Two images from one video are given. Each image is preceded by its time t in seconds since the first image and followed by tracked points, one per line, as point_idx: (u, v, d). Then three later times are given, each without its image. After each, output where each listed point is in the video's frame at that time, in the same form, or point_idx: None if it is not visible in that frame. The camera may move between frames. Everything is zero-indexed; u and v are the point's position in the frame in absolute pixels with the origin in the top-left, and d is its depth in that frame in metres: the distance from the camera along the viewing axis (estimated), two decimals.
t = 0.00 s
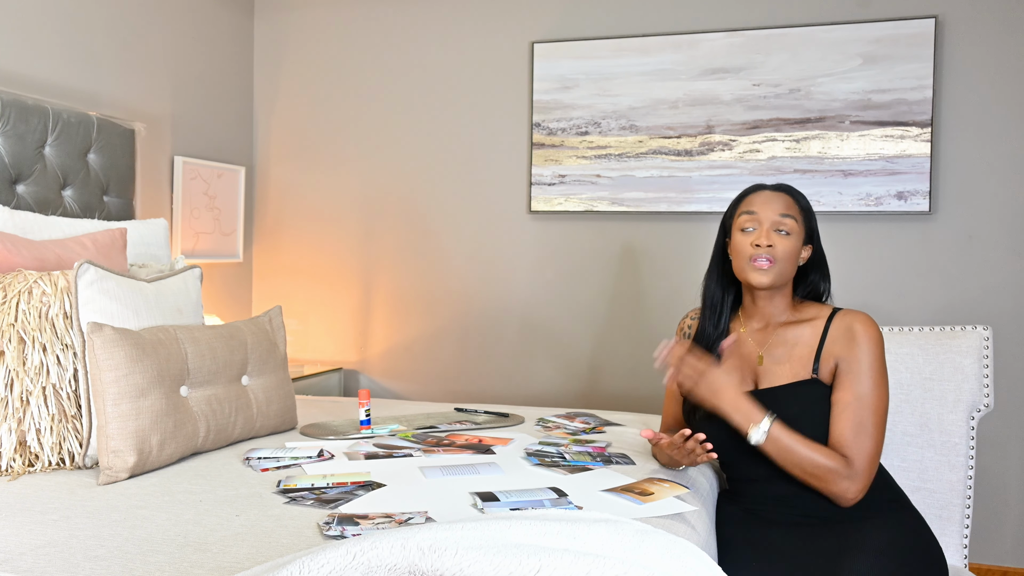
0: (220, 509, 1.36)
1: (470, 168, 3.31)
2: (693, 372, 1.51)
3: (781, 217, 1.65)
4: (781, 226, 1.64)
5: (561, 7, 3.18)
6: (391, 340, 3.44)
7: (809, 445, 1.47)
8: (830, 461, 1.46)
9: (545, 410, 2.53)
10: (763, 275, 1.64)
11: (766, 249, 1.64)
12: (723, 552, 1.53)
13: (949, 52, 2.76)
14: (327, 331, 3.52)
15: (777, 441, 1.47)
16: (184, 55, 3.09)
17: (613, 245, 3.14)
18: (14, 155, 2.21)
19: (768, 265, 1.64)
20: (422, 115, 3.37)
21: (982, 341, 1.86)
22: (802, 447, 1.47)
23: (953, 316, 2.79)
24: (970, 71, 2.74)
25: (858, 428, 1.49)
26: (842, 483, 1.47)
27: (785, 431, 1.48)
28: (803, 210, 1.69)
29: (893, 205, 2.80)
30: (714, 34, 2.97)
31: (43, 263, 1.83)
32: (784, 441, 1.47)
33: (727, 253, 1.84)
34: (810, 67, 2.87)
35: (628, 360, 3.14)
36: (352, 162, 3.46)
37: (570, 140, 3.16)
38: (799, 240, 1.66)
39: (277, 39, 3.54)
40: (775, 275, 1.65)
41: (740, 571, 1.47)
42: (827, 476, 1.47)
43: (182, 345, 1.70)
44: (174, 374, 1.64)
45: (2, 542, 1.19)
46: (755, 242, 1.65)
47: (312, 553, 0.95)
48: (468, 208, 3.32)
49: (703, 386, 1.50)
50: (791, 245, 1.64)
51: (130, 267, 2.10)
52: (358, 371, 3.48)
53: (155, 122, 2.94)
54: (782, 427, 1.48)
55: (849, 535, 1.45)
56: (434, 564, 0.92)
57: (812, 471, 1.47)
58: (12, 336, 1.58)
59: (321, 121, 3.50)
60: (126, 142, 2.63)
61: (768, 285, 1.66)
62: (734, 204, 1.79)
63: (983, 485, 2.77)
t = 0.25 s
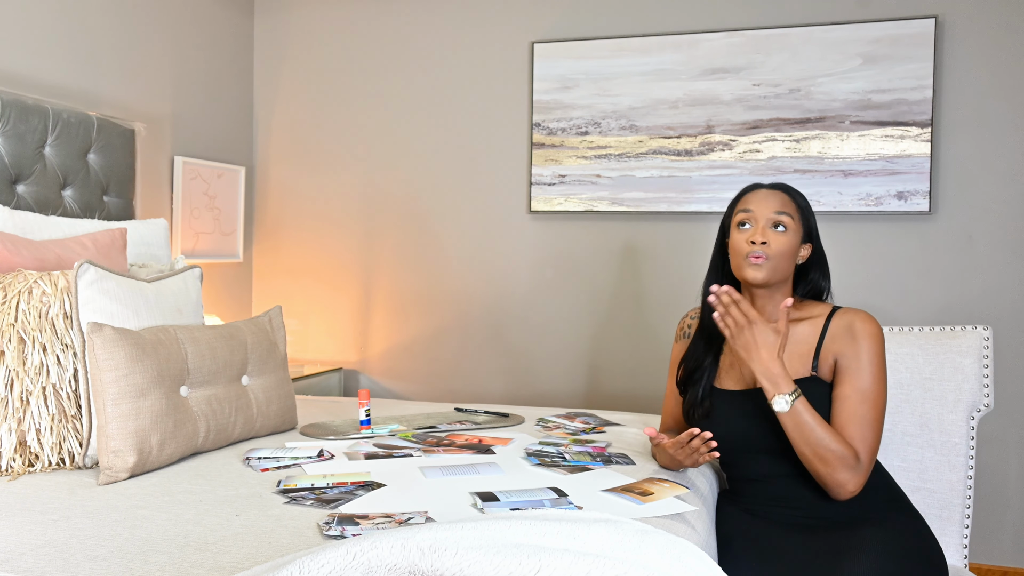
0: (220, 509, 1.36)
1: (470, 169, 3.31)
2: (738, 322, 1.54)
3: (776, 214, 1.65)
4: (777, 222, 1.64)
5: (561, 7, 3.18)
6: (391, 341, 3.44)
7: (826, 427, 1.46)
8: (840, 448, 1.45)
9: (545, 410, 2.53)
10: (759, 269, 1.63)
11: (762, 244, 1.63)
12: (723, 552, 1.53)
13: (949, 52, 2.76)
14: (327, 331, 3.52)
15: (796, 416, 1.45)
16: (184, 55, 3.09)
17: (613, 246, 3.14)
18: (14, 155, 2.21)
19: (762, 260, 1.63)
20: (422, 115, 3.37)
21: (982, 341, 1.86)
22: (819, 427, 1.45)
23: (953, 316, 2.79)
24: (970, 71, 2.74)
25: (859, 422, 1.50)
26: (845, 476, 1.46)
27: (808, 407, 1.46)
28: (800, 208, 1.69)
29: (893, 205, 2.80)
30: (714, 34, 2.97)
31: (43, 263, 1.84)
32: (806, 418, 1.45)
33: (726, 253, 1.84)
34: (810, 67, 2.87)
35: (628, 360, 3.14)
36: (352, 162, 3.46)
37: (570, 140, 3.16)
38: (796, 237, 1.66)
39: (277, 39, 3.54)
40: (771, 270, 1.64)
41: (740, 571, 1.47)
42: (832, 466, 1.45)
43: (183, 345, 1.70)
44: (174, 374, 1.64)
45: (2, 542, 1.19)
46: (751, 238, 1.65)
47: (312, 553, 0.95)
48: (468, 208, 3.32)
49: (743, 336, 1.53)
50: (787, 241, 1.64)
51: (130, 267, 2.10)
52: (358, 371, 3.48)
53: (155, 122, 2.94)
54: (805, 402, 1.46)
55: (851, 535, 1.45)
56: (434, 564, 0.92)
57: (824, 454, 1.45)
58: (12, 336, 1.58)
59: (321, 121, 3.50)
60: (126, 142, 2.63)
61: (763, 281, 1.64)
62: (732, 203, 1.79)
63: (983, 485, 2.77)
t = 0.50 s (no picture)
0: (220, 509, 1.36)
1: (470, 168, 3.31)
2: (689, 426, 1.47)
3: (776, 215, 1.65)
4: (776, 223, 1.64)
5: (560, 7, 3.18)
6: (391, 341, 3.44)
7: (824, 465, 1.46)
8: (842, 476, 1.46)
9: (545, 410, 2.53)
10: (758, 272, 1.64)
11: (761, 245, 1.63)
12: (723, 552, 1.53)
13: (949, 52, 2.76)
14: (327, 331, 3.52)
15: (792, 472, 1.45)
16: (184, 55, 3.09)
17: (613, 246, 3.14)
18: (14, 155, 2.21)
19: (762, 262, 1.64)
20: (422, 115, 3.37)
21: (982, 341, 1.86)
22: (817, 470, 1.45)
23: (953, 316, 2.79)
24: (970, 71, 2.74)
25: (861, 432, 1.49)
26: (852, 492, 1.47)
27: (798, 459, 1.46)
28: (800, 208, 1.69)
29: (893, 205, 2.80)
30: (714, 34, 2.97)
31: (43, 263, 1.83)
32: (801, 470, 1.45)
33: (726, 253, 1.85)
34: (810, 67, 2.87)
35: (629, 360, 3.14)
36: (352, 162, 3.46)
37: (570, 140, 3.16)
38: (796, 237, 1.66)
39: (277, 39, 3.54)
40: (772, 272, 1.64)
41: (739, 570, 1.47)
42: (839, 490, 1.46)
43: (183, 345, 1.70)
44: (174, 374, 1.64)
45: (2, 542, 1.19)
46: (750, 239, 1.65)
47: (312, 553, 0.95)
48: (468, 208, 3.32)
49: (703, 436, 1.46)
50: (786, 241, 1.64)
51: (130, 267, 2.10)
52: (358, 371, 3.48)
53: (155, 122, 2.94)
54: (795, 458, 1.46)
55: (851, 535, 1.45)
56: (434, 564, 0.92)
57: (828, 489, 1.46)
58: (12, 336, 1.58)
59: (321, 121, 3.50)
60: (126, 142, 2.63)
61: (763, 284, 1.65)
62: (732, 204, 1.79)
63: (983, 485, 2.77)
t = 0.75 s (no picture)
0: (220, 509, 1.36)
1: (470, 169, 3.31)
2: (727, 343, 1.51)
3: (773, 215, 1.65)
4: (774, 223, 1.64)
5: (560, 7, 3.18)
6: (391, 341, 3.44)
7: (822, 437, 1.45)
8: (838, 457, 1.45)
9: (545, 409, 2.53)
10: (757, 270, 1.63)
11: (759, 245, 1.63)
12: (723, 552, 1.53)
13: (949, 52, 2.76)
14: (327, 331, 3.52)
15: (791, 431, 1.44)
16: (184, 55, 3.09)
17: (613, 246, 3.14)
18: (14, 155, 2.21)
19: (761, 260, 1.63)
20: (422, 115, 3.37)
21: (982, 341, 1.86)
22: (816, 438, 1.45)
23: (953, 316, 2.79)
24: (971, 71, 2.74)
25: (858, 427, 1.49)
26: (845, 483, 1.46)
27: (802, 422, 1.45)
28: (797, 208, 1.69)
29: (893, 205, 2.80)
30: (714, 34, 2.97)
31: (43, 263, 1.83)
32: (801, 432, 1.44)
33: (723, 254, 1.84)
34: (810, 67, 2.87)
35: (629, 360, 3.14)
36: (352, 162, 3.46)
37: (570, 140, 3.16)
38: (794, 237, 1.66)
39: (277, 39, 3.54)
40: (770, 270, 1.63)
41: (740, 571, 1.47)
42: (832, 474, 1.46)
43: (183, 345, 1.70)
44: (174, 374, 1.64)
45: (2, 542, 1.19)
46: (747, 239, 1.65)
47: (312, 553, 0.95)
48: (468, 208, 3.32)
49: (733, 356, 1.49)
50: (784, 241, 1.64)
51: (130, 267, 2.10)
52: (358, 371, 3.48)
53: (155, 122, 2.94)
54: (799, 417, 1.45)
55: (851, 535, 1.44)
56: (434, 564, 0.92)
57: (823, 464, 1.45)
58: (12, 336, 1.58)
59: (321, 121, 3.50)
60: (126, 142, 2.63)
61: (762, 280, 1.64)
62: (728, 204, 1.79)
63: (983, 485, 2.77)
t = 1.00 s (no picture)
0: (220, 509, 1.36)
1: (470, 169, 3.31)
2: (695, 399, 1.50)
3: (771, 220, 1.65)
4: (771, 228, 1.64)
5: (560, 7, 3.18)
6: (391, 341, 3.44)
7: (819, 455, 1.47)
8: (837, 468, 1.46)
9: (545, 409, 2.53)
10: (757, 277, 1.65)
11: (758, 252, 1.64)
12: (723, 552, 1.53)
13: (948, 52, 2.76)
14: (327, 331, 3.52)
15: (788, 460, 1.46)
16: (184, 55, 3.09)
17: (613, 246, 3.14)
18: (14, 155, 2.21)
19: (760, 267, 1.64)
20: (422, 115, 3.37)
21: (982, 341, 1.86)
22: (812, 458, 1.46)
23: (953, 316, 2.79)
24: (970, 71, 2.74)
25: (858, 430, 1.49)
26: (845, 488, 1.47)
27: (796, 449, 1.46)
28: (793, 210, 1.69)
29: (893, 205, 2.80)
30: (714, 34, 2.97)
31: (43, 263, 1.83)
32: (797, 458, 1.46)
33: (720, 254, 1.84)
34: (810, 67, 2.87)
35: (629, 360, 3.14)
36: (352, 162, 3.46)
37: (570, 140, 3.16)
38: (791, 241, 1.66)
39: (277, 39, 3.54)
40: (769, 276, 1.65)
41: (740, 571, 1.47)
42: (833, 483, 1.46)
43: (182, 345, 1.70)
44: (174, 374, 1.64)
45: (2, 543, 1.19)
46: (747, 245, 1.65)
47: (312, 553, 0.95)
48: (468, 208, 3.32)
49: (706, 409, 1.49)
50: (782, 245, 1.64)
51: (130, 267, 2.10)
52: (358, 371, 3.48)
53: (155, 122, 2.94)
54: (791, 445, 1.47)
55: (851, 535, 1.45)
56: (434, 564, 0.92)
57: (823, 479, 1.46)
58: (12, 336, 1.58)
59: (321, 121, 3.50)
60: (126, 142, 2.63)
61: (762, 287, 1.66)
62: (725, 206, 1.79)
63: (983, 485, 2.77)
